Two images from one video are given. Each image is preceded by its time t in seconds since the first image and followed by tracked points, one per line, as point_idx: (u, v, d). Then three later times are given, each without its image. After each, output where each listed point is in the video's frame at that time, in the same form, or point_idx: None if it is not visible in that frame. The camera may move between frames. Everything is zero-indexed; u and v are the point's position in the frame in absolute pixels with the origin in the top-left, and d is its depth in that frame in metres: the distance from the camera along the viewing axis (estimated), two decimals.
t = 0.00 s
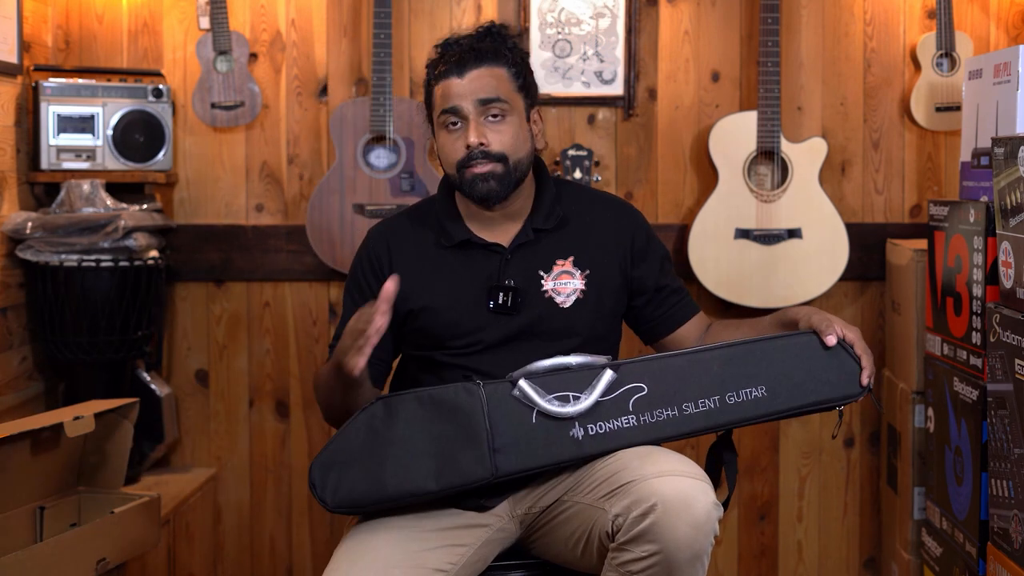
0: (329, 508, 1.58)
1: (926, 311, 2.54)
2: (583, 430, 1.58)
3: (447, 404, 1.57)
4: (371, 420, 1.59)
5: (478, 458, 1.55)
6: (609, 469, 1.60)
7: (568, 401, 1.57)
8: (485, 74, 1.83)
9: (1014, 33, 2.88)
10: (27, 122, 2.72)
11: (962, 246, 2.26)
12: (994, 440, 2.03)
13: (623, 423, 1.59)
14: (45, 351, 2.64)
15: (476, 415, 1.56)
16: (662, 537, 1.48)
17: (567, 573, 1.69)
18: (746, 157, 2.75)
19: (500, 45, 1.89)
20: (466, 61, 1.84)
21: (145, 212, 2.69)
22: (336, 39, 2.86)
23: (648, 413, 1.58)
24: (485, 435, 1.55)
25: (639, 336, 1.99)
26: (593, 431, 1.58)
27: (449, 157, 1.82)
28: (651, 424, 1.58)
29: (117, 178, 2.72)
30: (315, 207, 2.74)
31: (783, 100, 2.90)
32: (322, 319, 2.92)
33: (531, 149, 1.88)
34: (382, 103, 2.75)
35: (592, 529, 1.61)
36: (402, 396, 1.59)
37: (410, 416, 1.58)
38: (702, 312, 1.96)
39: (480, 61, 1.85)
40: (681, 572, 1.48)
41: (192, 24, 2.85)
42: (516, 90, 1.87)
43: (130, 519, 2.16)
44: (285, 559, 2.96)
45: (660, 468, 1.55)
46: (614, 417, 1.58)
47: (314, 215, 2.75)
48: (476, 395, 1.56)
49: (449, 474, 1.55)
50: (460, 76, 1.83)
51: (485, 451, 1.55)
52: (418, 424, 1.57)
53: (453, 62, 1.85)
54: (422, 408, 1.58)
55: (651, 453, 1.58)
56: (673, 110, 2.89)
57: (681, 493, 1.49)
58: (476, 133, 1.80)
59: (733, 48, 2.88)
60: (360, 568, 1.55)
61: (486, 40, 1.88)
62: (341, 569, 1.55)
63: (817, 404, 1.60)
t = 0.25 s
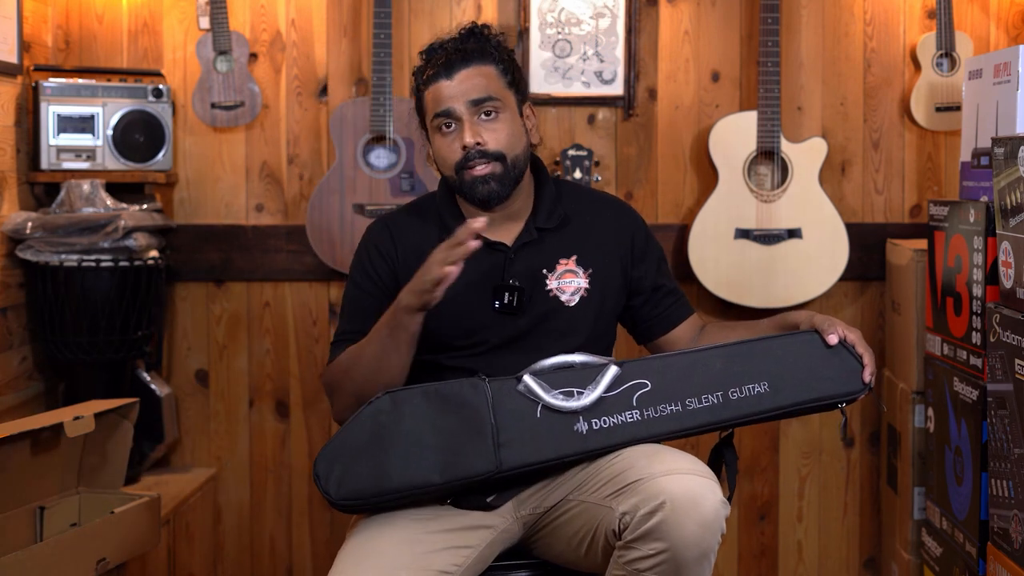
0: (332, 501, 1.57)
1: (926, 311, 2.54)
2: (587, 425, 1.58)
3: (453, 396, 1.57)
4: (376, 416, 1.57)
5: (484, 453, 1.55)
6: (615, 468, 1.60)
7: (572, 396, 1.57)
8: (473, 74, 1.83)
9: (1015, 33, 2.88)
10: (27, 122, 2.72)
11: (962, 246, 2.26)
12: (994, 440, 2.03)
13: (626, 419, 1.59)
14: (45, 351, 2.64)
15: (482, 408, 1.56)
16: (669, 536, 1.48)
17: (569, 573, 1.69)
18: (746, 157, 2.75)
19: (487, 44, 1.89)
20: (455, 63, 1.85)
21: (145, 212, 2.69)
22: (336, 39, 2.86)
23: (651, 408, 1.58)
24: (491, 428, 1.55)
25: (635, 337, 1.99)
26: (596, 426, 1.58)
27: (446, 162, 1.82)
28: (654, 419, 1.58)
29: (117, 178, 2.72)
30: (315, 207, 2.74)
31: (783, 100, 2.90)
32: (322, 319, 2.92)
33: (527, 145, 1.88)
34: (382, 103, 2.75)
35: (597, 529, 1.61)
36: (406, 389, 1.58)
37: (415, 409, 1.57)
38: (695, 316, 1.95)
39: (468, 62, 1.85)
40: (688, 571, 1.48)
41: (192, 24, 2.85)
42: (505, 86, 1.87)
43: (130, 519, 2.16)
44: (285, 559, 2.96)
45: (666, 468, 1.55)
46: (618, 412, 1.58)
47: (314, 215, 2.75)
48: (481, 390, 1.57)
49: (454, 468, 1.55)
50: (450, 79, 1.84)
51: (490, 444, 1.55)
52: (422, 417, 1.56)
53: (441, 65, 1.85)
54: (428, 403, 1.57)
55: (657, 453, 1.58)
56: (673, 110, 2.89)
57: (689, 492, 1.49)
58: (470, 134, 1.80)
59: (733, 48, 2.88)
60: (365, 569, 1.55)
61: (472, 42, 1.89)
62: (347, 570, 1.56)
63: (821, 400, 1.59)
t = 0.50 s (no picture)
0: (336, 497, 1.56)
1: (926, 311, 2.54)
2: (593, 424, 1.57)
3: (456, 394, 1.58)
4: (381, 412, 1.57)
5: (488, 449, 1.54)
6: (618, 468, 1.60)
7: (577, 395, 1.57)
8: (491, 77, 1.82)
9: (1015, 33, 2.88)
10: (27, 122, 2.72)
11: (962, 246, 2.26)
12: (994, 440, 2.03)
13: (631, 419, 1.58)
14: (45, 351, 2.64)
15: (486, 404, 1.56)
16: (673, 536, 1.48)
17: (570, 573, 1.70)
18: (746, 157, 2.75)
19: (504, 47, 1.88)
20: (473, 65, 1.83)
21: (145, 212, 2.69)
22: (336, 39, 2.86)
23: (657, 408, 1.58)
24: (495, 425, 1.55)
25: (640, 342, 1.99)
26: (601, 426, 1.58)
27: (459, 163, 1.81)
28: (659, 419, 1.58)
29: (117, 178, 2.72)
30: (315, 207, 2.74)
31: (783, 100, 2.90)
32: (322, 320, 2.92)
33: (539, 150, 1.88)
34: (382, 103, 2.75)
35: (600, 529, 1.61)
36: (411, 387, 1.59)
37: (420, 405, 1.57)
38: (699, 320, 1.96)
39: (486, 65, 1.84)
40: (692, 571, 1.49)
41: (192, 24, 2.84)
42: (522, 90, 1.86)
43: (130, 520, 2.16)
44: (285, 559, 2.96)
45: (671, 468, 1.55)
46: (622, 412, 1.58)
47: (314, 215, 2.74)
48: (487, 387, 1.57)
49: (459, 465, 1.54)
50: (467, 82, 1.83)
51: (495, 441, 1.54)
52: (427, 414, 1.56)
53: (458, 64, 1.84)
54: (433, 399, 1.58)
55: (662, 453, 1.58)
56: (673, 110, 2.89)
57: (694, 491, 1.50)
58: (486, 138, 1.80)
59: (733, 48, 2.88)
60: (367, 569, 1.55)
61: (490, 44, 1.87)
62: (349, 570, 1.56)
63: (826, 402, 1.60)
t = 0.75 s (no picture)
0: (326, 483, 1.55)
1: (926, 311, 2.54)
2: (586, 423, 1.57)
3: (450, 386, 1.57)
4: (376, 401, 1.56)
5: (481, 442, 1.54)
6: (612, 469, 1.60)
7: (573, 393, 1.57)
8: (493, 105, 1.75)
9: (1015, 33, 2.87)
10: (27, 122, 2.72)
11: (962, 246, 2.26)
12: (994, 440, 2.03)
13: (626, 420, 1.58)
14: (45, 351, 2.64)
15: (481, 397, 1.56)
16: (666, 537, 1.48)
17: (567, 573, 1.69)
18: (746, 157, 2.75)
19: (509, 64, 1.79)
20: (474, 88, 1.75)
21: (145, 212, 2.69)
22: (336, 39, 2.86)
23: (653, 411, 1.58)
24: (490, 418, 1.55)
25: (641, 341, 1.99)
26: (595, 425, 1.58)
27: (456, 186, 1.79)
28: (654, 422, 1.58)
29: (117, 178, 2.72)
30: (314, 207, 2.74)
31: (783, 100, 2.90)
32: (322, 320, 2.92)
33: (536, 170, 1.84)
34: (382, 103, 2.75)
35: (595, 529, 1.61)
36: (407, 376, 1.58)
37: (414, 395, 1.56)
38: (702, 319, 1.95)
39: (489, 91, 1.75)
40: (684, 572, 1.49)
41: (192, 24, 2.85)
42: (524, 112, 1.79)
43: (130, 520, 2.16)
44: (285, 559, 2.96)
45: (664, 469, 1.55)
46: (618, 412, 1.58)
47: (314, 215, 2.75)
48: (481, 381, 1.57)
49: (451, 457, 1.54)
50: (468, 107, 1.75)
51: (488, 435, 1.54)
52: (421, 404, 1.56)
53: (460, 87, 1.76)
54: (429, 391, 1.57)
55: (655, 454, 1.58)
56: (673, 110, 2.89)
57: (685, 493, 1.49)
58: (483, 169, 1.74)
59: (733, 48, 2.88)
60: (363, 567, 1.55)
61: (494, 61, 1.78)
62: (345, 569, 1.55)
63: (822, 413, 1.60)
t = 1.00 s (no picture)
0: (331, 489, 1.56)
1: (926, 311, 2.54)
2: (589, 424, 1.57)
3: (453, 390, 1.57)
4: (378, 406, 1.57)
5: (484, 446, 1.55)
6: (615, 469, 1.60)
7: (575, 394, 1.57)
8: (511, 111, 1.74)
9: (1014, 33, 2.87)
10: (27, 122, 2.72)
11: (962, 246, 2.26)
12: (994, 440, 2.03)
13: (628, 419, 1.58)
14: (45, 351, 2.64)
15: (483, 401, 1.56)
16: (670, 537, 1.48)
17: (568, 573, 1.69)
18: (746, 157, 2.75)
19: (521, 70, 1.78)
20: (489, 94, 1.74)
21: (145, 212, 2.69)
22: (336, 39, 2.86)
23: (655, 410, 1.58)
24: (492, 422, 1.55)
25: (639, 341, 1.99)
26: (597, 425, 1.58)
27: (469, 193, 1.77)
28: (656, 421, 1.58)
29: (117, 178, 2.72)
30: (315, 207, 2.74)
31: (783, 100, 2.90)
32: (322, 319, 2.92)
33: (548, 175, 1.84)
34: (382, 103, 2.75)
35: (598, 529, 1.61)
36: (409, 380, 1.58)
37: (417, 400, 1.57)
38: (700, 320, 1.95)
39: (505, 97, 1.74)
40: (689, 572, 1.49)
41: (192, 24, 2.84)
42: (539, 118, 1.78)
43: (130, 520, 2.16)
44: (286, 559, 2.96)
45: (668, 468, 1.54)
46: (620, 412, 1.58)
47: (314, 215, 2.75)
48: (483, 385, 1.57)
49: (455, 460, 1.54)
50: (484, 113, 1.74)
51: (491, 438, 1.55)
52: (424, 408, 1.56)
53: (477, 94, 1.75)
54: (430, 395, 1.57)
55: (658, 453, 1.58)
56: (673, 110, 2.89)
57: (690, 493, 1.49)
58: (501, 176, 1.74)
59: (733, 48, 2.88)
60: (365, 568, 1.55)
61: (505, 66, 1.77)
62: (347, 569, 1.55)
63: (824, 408, 1.60)
